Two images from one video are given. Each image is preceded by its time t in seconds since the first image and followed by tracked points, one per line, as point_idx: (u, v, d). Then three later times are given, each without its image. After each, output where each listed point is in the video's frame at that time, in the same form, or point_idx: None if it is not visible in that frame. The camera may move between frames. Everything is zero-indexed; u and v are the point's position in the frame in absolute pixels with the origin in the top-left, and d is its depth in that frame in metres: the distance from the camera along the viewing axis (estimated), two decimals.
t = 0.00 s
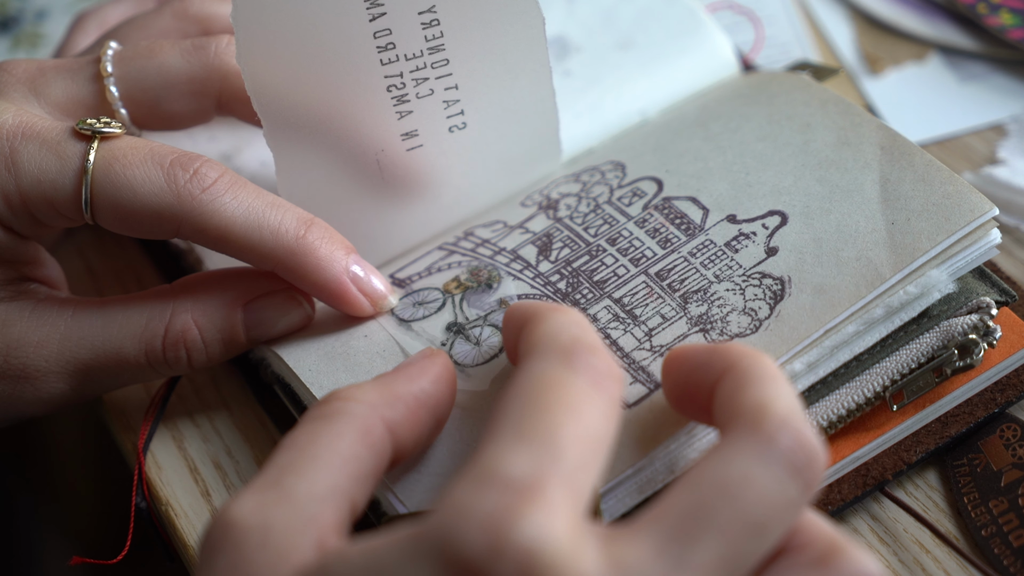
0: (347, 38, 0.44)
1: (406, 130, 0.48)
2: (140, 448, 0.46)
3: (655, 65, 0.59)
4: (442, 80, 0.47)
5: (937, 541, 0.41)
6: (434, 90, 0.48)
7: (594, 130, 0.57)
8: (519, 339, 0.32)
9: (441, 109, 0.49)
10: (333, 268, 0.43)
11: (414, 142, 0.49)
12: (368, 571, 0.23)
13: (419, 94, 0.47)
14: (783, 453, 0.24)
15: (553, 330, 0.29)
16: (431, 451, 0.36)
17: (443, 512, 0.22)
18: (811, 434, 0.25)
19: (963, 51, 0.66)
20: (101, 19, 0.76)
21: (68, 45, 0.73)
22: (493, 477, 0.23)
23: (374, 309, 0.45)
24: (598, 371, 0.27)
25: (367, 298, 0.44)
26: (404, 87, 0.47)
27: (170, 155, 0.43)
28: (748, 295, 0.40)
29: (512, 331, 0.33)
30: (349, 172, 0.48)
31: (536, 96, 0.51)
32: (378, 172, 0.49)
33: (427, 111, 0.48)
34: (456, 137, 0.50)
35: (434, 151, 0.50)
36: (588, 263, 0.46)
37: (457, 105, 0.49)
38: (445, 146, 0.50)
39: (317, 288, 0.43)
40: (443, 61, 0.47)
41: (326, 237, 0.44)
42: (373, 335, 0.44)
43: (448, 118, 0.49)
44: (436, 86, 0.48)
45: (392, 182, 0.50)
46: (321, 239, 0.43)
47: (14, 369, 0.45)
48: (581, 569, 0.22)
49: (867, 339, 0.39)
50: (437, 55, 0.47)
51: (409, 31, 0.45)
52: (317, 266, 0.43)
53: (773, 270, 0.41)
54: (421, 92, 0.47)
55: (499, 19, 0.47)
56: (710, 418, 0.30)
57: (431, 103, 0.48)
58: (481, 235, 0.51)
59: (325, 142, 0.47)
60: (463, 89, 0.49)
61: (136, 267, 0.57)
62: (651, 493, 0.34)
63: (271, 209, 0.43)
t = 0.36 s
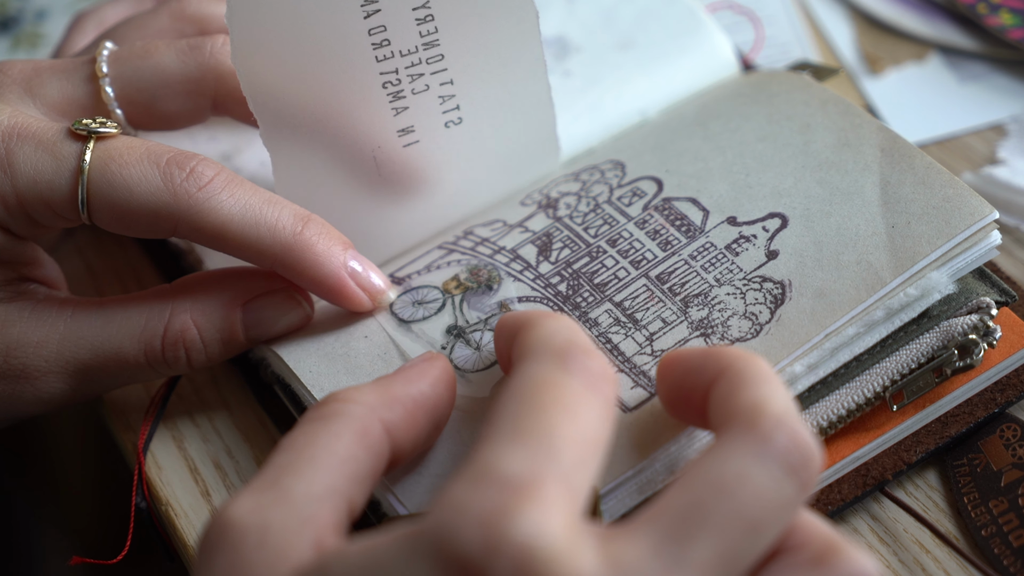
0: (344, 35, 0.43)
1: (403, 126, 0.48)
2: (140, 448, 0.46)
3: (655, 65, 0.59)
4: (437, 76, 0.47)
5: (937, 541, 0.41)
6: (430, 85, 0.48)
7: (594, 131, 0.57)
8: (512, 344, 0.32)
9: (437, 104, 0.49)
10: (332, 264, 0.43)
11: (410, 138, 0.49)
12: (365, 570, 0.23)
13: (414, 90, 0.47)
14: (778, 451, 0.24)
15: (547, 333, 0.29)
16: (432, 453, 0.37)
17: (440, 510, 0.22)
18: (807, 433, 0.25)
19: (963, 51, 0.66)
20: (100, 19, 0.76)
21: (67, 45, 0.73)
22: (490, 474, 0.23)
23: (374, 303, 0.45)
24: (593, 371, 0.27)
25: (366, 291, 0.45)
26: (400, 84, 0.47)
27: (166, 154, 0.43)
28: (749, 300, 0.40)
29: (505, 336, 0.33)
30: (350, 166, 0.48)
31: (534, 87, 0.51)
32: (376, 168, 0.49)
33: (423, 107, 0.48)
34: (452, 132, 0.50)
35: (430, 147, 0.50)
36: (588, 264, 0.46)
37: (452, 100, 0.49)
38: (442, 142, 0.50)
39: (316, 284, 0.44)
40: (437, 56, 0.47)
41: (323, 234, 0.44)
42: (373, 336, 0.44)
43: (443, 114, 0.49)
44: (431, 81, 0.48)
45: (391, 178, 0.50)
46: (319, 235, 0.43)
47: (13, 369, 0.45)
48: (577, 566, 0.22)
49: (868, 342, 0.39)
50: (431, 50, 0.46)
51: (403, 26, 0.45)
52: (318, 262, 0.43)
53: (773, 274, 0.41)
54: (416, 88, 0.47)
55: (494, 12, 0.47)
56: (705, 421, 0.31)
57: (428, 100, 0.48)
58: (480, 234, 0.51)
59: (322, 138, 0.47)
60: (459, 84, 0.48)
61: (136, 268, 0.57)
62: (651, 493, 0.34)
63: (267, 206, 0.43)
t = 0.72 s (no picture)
0: (331, 42, 0.51)
1: (387, 114, 0.51)
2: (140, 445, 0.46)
3: (655, 64, 0.59)
4: (415, 63, 0.51)
5: (936, 541, 0.40)
6: (408, 73, 0.51)
7: (594, 130, 0.57)
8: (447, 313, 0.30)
9: (417, 90, 0.51)
10: (274, 108, 0.49)
11: (395, 126, 0.51)
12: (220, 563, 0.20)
13: (394, 79, 0.51)
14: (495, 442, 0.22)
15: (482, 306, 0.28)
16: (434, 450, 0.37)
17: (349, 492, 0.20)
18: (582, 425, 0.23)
19: (963, 51, 0.66)
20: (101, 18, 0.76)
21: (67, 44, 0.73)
22: (249, 461, 0.19)
23: (322, 144, 0.50)
24: (305, 286, 0.20)
25: (310, 131, 0.49)
26: (380, 75, 0.51)
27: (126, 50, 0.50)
28: (747, 287, 0.40)
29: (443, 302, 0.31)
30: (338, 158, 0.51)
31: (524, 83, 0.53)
32: (366, 159, 0.51)
33: (404, 95, 0.51)
34: (435, 117, 0.52)
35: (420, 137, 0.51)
36: (587, 258, 0.46)
37: (433, 85, 0.52)
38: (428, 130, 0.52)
39: (262, 129, 0.49)
40: (413, 45, 0.52)
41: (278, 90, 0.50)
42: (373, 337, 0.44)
43: (425, 99, 0.52)
44: (409, 69, 0.51)
45: (386, 172, 0.51)
46: (253, 84, 0.49)
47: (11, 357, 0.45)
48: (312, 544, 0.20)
49: (867, 336, 0.39)
50: (408, 43, 0.52)
51: (380, 24, 0.51)
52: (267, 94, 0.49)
53: (772, 261, 0.41)
54: (395, 77, 0.51)
55: None
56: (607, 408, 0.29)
57: (407, 87, 0.51)
58: (481, 235, 0.51)
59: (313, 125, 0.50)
60: (436, 69, 0.52)
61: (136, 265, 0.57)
62: (648, 489, 0.36)
63: (197, 70, 0.50)
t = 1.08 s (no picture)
0: (331, 43, 0.51)
1: (387, 114, 0.51)
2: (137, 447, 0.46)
3: (655, 63, 0.59)
4: (415, 63, 0.51)
5: (937, 541, 0.40)
6: (408, 73, 0.51)
7: (593, 129, 0.57)
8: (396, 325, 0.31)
9: (417, 90, 0.52)
10: (274, 107, 0.49)
11: (395, 125, 0.51)
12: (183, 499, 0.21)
13: (394, 79, 0.51)
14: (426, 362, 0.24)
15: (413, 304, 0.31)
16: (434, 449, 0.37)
17: (299, 399, 0.21)
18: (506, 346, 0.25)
19: (963, 51, 0.66)
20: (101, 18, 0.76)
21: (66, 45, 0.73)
22: (207, 382, 0.21)
23: (322, 144, 0.50)
24: (254, 232, 0.24)
25: (310, 131, 0.49)
26: (380, 75, 0.51)
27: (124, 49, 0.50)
28: (746, 285, 0.40)
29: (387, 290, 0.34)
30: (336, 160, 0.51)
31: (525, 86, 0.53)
32: (365, 158, 0.51)
33: (405, 95, 0.51)
34: (435, 116, 0.52)
35: (419, 135, 0.52)
36: (586, 255, 0.46)
37: (432, 85, 0.52)
38: (428, 130, 0.52)
39: (263, 129, 0.49)
40: (413, 46, 0.52)
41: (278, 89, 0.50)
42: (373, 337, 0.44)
43: (425, 99, 0.52)
44: (409, 70, 0.51)
45: (386, 172, 0.51)
46: (252, 83, 0.49)
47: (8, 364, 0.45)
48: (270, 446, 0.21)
49: (866, 336, 0.39)
50: (408, 44, 0.52)
51: (379, 24, 0.51)
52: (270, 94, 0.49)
53: (771, 258, 0.41)
54: (395, 77, 0.51)
55: None
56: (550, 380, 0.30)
57: (407, 87, 0.51)
58: (481, 235, 0.51)
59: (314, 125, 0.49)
60: (436, 69, 0.52)
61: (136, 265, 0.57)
62: (648, 489, 0.36)
63: (197, 70, 0.50)
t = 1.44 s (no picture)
0: (331, 43, 0.51)
1: (387, 114, 0.51)
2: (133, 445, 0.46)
3: (655, 63, 0.59)
4: (414, 63, 0.51)
5: (937, 541, 0.40)
6: (407, 73, 0.51)
7: (593, 130, 0.57)
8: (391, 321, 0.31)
9: (417, 90, 0.52)
10: (274, 106, 0.49)
11: (395, 125, 0.51)
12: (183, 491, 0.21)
13: (394, 79, 0.51)
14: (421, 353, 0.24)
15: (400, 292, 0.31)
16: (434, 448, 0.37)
17: (299, 392, 0.21)
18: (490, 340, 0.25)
19: (963, 51, 0.66)
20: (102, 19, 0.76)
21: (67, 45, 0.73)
22: (207, 374, 0.21)
23: (321, 144, 0.50)
24: (249, 224, 0.24)
25: (310, 131, 0.49)
26: (379, 75, 0.51)
27: (123, 48, 0.50)
28: (746, 285, 0.40)
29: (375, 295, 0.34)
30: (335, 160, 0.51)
31: (525, 86, 0.53)
32: (365, 158, 0.51)
33: (405, 95, 0.51)
34: (435, 116, 0.52)
35: (419, 135, 0.52)
36: (586, 255, 0.46)
37: (432, 85, 0.52)
38: (427, 129, 0.52)
39: (263, 129, 0.49)
40: (412, 45, 0.51)
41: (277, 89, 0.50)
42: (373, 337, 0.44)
43: (425, 99, 0.52)
44: (409, 69, 0.51)
45: (386, 170, 0.51)
46: (252, 83, 0.49)
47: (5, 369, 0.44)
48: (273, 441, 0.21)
49: (866, 335, 0.39)
50: (408, 44, 0.51)
51: (378, 24, 0.51)
52: (271, 94, 0.49)
53: (771, 258, 0.41)
54: (395, 76, 0.51)
55: None
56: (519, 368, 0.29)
57: (407, 87, 0.51)
58: (481, 234, 0.51)
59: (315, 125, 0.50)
60: (436, 69, 0.52)
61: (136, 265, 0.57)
62: (648, 488, 0.36)
63: (197, 70, 0.50)
